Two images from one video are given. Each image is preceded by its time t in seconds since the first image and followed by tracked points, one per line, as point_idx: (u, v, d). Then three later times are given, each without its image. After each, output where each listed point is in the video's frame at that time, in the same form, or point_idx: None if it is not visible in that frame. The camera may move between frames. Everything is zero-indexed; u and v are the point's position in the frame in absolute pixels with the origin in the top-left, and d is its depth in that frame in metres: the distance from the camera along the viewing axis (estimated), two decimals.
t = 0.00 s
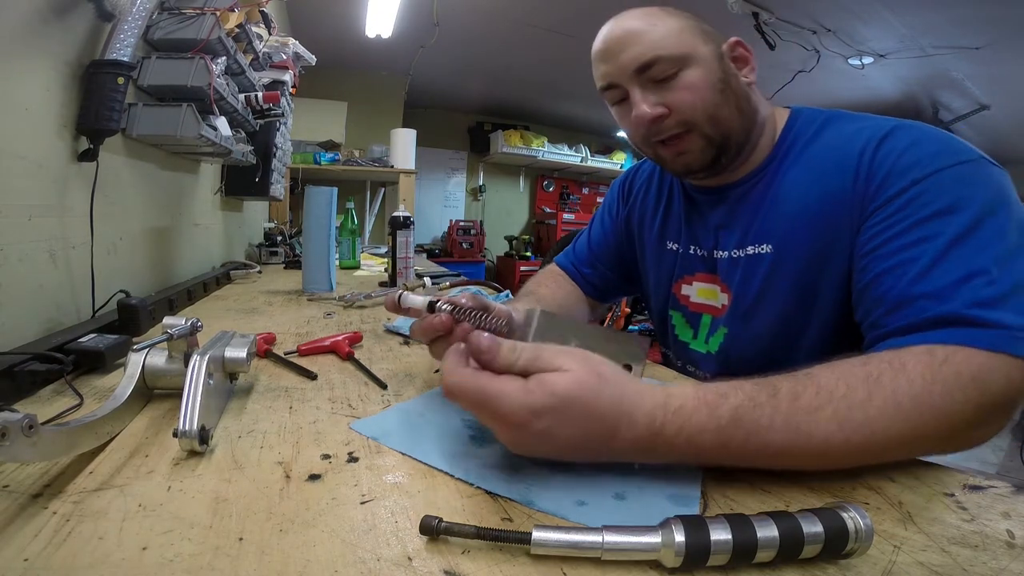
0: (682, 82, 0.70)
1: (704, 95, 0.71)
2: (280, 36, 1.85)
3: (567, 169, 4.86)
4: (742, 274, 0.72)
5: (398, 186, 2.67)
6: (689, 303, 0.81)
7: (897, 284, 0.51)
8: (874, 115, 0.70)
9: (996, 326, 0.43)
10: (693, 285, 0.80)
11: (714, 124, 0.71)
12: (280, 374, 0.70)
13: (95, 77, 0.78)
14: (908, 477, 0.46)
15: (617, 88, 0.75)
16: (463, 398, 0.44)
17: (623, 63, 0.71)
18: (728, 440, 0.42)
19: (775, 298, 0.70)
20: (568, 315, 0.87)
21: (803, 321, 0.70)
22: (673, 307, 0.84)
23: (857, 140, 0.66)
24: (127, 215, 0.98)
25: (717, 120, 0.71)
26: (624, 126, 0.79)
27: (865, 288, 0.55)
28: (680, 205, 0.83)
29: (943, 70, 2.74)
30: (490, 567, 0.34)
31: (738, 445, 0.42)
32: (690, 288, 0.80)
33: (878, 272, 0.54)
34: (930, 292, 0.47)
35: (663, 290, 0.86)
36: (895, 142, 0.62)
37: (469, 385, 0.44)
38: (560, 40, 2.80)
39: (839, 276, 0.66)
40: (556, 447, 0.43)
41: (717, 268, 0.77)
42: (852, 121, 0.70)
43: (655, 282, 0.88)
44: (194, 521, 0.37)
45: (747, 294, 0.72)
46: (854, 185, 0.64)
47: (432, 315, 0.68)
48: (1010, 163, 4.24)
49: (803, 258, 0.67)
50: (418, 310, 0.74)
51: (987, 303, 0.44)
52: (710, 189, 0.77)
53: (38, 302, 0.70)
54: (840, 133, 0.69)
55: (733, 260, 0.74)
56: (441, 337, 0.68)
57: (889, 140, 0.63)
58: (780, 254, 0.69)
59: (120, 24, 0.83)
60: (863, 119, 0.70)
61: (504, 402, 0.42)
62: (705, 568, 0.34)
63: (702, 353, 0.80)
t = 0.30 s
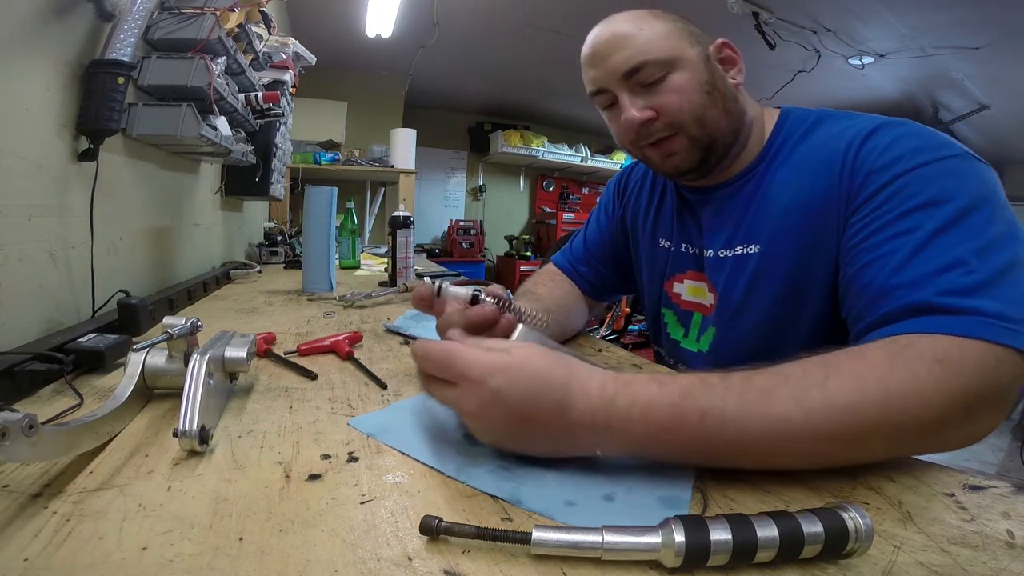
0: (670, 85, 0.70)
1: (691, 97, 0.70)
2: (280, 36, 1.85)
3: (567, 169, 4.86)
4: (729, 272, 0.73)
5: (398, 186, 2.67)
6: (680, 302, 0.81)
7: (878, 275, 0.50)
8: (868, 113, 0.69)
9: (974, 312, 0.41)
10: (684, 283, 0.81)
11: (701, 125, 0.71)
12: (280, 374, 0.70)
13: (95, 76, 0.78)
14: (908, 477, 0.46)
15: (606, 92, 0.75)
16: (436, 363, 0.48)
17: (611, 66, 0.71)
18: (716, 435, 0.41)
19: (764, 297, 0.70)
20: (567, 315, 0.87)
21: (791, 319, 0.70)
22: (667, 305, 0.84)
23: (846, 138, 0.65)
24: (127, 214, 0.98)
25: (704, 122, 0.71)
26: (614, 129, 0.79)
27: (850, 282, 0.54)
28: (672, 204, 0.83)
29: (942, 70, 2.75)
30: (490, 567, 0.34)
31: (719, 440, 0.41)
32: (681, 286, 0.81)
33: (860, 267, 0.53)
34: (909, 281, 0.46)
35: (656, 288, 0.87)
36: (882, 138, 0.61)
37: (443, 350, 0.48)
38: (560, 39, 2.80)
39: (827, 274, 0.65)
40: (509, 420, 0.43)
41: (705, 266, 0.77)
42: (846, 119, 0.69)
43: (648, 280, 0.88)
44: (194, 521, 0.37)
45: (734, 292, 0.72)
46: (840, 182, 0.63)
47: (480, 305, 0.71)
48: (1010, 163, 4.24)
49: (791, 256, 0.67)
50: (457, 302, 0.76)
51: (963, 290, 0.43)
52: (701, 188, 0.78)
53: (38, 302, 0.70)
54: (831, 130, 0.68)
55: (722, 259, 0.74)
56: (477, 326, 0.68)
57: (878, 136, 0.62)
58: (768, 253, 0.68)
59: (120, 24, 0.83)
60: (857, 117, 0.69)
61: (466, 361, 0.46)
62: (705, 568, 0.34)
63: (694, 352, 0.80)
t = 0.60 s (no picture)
0: (663, 83, 0.71)
1: (684, 95, 0.71)
2: (280, 36, 1.85)
3: (567, 169, 4.86)
4: (724, 273, 0.72)
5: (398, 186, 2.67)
6: (675, 301, 0.81)
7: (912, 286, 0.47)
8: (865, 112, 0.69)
9: None
10: (678, 283, 0.81)
11: (694, 124, 0.72)
12: (279, 374, 0.70)
13: (95, 77, 0.78)
14: (908, 478, 0.46)
15: (600, 91, 0.76)
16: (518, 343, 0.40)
17: (605, 64, 0.72)
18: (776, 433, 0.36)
19: (761, 298, 0.69)
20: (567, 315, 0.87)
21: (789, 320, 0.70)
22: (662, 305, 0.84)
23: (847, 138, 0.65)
24: (127, 214, 0.98)
25: (697, 120, 0.72)
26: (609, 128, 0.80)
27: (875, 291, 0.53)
28: (666, 203, 0.84)
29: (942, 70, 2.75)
30: (490, 567, 0.34)
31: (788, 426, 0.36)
32: (676, 286, 0.81)
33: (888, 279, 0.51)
34: (952, 291, 0.43)
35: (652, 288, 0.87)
36: (887, 139, 0.60)
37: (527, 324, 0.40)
38: (560, 39, 2.80)
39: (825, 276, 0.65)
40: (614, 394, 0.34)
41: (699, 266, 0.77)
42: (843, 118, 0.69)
43: (644, 278, 0.89)
44: (194, 521, 0.37)
45: (730, 294, 0.72)
46: (842, 183, 0.63)
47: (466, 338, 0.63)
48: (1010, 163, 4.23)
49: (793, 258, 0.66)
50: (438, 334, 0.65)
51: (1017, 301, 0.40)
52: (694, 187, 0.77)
53: (38, 302, 0.70)
54: (830, 130, 0.68)
55: (716, 259, 0.73)
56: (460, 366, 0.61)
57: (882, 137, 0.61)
58: (769, 255, 0.68)
59: (120, 24, 0.83)
60: (854, 117, 0.69)
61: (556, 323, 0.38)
62: (705, 569, 0.34)
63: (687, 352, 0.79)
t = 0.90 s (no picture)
0: (675, 77, 0.69)
1: (698, 90, 0.69)
2: (280, 36, 1.85)
3: (567, 169, 4.86)
4: (740, 273, 0.72)
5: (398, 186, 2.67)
6: (680, 302, 0.80)
7: (953, 298, 0.51)
8: (871, 113, 0.71)
9: None
10: (683, 283, 0.79)
11: (708, 120, 0.70)
12: (279, 374, 0.70)
13: (95, 77, 0.78)
14: (907, 477, 0.46)
15: (607, 83, 0.72)
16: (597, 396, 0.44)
17: (614, 56, 0.69)
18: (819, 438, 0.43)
19: (779, 298, 0.69)
20: (566, 314, 0.87)
21: (804, 322, 0.69)
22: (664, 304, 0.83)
23: (864, 141, 0.66)
24: (127, 214, 0.98)
25: (711, 116, 0.70)
26: (615, 123, 0.77)
27: (911, 298, 0.56)
28: (669, 201, 0.83)
29: (942, 70, 2.75)
30: (490, 567, 0.34)
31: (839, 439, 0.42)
32: (680, 286, 0.80)
33: (936, 286, 0.53)
34: (988, 300, 0.47)
35: (655, 289, 0.86)
36: (909, 145, 0.62)
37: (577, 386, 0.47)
38: (560, 39, 2.80)
39: (841, 276, 0.66)
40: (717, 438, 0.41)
41: (707, 266, 0.76)
42: (851, 117, 0.70)
43: (646, 279, 0.87)
44: (194, 521, 0.37)
45: (746, 295, 0.71)
46: (865, 187, 0.64)
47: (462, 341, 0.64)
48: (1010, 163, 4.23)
49: (811, 257, 0.67)
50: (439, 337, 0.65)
51: None
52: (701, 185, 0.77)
53: (38, 302, 0.70)
54: (843, 131, 0.69)
55: (731, 259, 0.72)
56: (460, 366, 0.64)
57: (900, 142, 0.63)
58: (787, 255, 0.68)
59: (120, 24, 0.83)
60: (861, 117, 0.70)
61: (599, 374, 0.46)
62: (705, 568, 0.34)
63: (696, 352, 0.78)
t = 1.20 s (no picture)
0: (687, 69, 0.68)
1: (709, 83, 0.68)
2: (280, 36, 1.85)
3: (567, 169, 4.86)
4: (746, 274, 0.72)
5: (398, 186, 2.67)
6: (685, 303, 0.80)
7: (931, 298, 0.50)
8: (878, 112, 0.70)
9: None
10: (687, 284, 0.80)
11: (716, 114, 0.69)
12: (279, 374, 0.70)
13: (95, 77, 0.79)
14: (907, 477, 0.46)
15: (616, 72, 0.72)
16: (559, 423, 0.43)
17: (626, 45, 0.68)
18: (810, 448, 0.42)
19: (785, 298, 0.70)
20: (566, 314, 0.87)
21: (813, 323, 0.69)
22: (668, 304, 0.83)
23: (870, 140, 0.66)
24: (127, 214, 0.98)
25: (720, 111, 0.69)
26: (622, 114, 0.76)
27: (895, 294, 0.55)
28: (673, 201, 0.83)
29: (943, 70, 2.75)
30: (490, 567, 0.34)
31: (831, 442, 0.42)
32: (685, 287, 0.80)
33: (918, 282, 0.52)
34: (963, 303, 0.47)
35: (657, 290, 0.86)
36: (912, 143, 0.62)
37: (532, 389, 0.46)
38: (560, 39, 2.80)
39: (852, 278, 0.65)
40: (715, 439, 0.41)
41: (713, 267, 0.76)
42: (857, 117, 0.70)
43: (649, 280, 0.87)
44: (194, 521, 0.37)
45: (753, 297, 0.72)
46: (868, 187, 0.64)
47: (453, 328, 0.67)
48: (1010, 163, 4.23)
49: (813, 257, 0.67)
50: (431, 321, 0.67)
51: (1020, 316, 0.44)
52: (707, 185, 0.77)
53: (38, 302, 0.70)
54: (847, 131, 0.68)
55: (737, 259, 0.73)
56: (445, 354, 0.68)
57: (904, 141, 0.63)
58: (791, 255, 0.68)
59: (120, 24, 0.83)
60: (868, 116, 0.70)
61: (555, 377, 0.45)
62: (704, 568, 0.34)
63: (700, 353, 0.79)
